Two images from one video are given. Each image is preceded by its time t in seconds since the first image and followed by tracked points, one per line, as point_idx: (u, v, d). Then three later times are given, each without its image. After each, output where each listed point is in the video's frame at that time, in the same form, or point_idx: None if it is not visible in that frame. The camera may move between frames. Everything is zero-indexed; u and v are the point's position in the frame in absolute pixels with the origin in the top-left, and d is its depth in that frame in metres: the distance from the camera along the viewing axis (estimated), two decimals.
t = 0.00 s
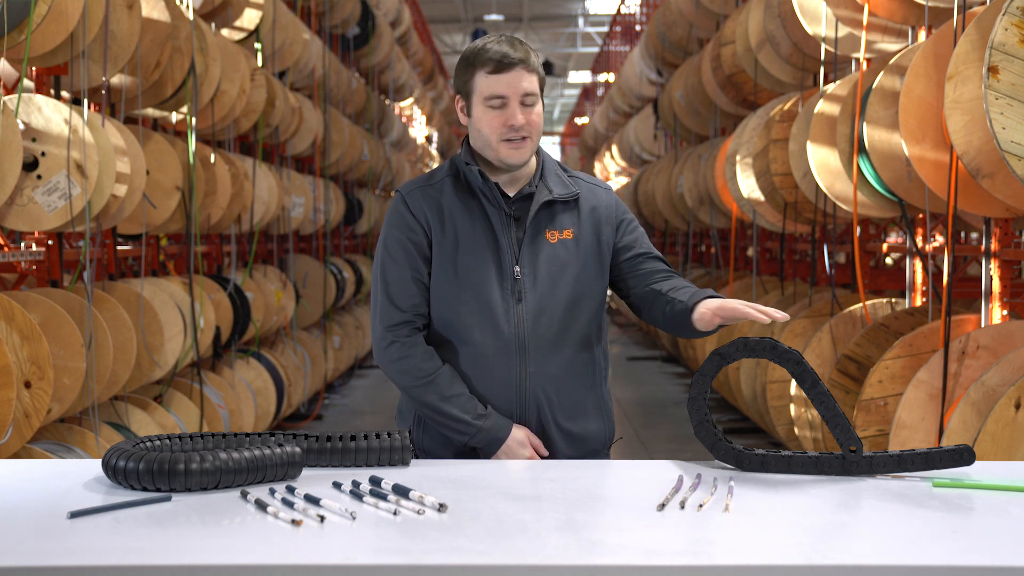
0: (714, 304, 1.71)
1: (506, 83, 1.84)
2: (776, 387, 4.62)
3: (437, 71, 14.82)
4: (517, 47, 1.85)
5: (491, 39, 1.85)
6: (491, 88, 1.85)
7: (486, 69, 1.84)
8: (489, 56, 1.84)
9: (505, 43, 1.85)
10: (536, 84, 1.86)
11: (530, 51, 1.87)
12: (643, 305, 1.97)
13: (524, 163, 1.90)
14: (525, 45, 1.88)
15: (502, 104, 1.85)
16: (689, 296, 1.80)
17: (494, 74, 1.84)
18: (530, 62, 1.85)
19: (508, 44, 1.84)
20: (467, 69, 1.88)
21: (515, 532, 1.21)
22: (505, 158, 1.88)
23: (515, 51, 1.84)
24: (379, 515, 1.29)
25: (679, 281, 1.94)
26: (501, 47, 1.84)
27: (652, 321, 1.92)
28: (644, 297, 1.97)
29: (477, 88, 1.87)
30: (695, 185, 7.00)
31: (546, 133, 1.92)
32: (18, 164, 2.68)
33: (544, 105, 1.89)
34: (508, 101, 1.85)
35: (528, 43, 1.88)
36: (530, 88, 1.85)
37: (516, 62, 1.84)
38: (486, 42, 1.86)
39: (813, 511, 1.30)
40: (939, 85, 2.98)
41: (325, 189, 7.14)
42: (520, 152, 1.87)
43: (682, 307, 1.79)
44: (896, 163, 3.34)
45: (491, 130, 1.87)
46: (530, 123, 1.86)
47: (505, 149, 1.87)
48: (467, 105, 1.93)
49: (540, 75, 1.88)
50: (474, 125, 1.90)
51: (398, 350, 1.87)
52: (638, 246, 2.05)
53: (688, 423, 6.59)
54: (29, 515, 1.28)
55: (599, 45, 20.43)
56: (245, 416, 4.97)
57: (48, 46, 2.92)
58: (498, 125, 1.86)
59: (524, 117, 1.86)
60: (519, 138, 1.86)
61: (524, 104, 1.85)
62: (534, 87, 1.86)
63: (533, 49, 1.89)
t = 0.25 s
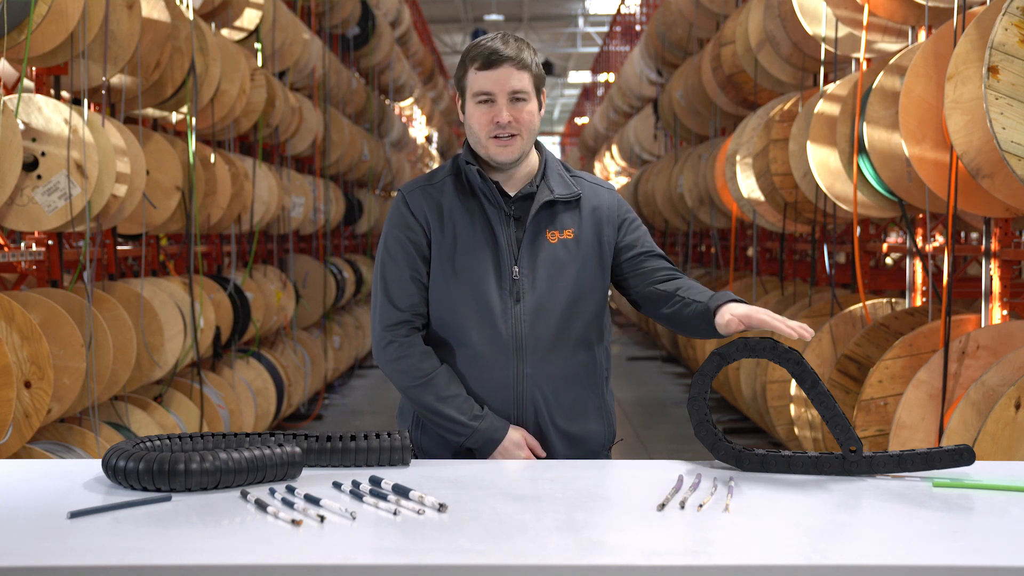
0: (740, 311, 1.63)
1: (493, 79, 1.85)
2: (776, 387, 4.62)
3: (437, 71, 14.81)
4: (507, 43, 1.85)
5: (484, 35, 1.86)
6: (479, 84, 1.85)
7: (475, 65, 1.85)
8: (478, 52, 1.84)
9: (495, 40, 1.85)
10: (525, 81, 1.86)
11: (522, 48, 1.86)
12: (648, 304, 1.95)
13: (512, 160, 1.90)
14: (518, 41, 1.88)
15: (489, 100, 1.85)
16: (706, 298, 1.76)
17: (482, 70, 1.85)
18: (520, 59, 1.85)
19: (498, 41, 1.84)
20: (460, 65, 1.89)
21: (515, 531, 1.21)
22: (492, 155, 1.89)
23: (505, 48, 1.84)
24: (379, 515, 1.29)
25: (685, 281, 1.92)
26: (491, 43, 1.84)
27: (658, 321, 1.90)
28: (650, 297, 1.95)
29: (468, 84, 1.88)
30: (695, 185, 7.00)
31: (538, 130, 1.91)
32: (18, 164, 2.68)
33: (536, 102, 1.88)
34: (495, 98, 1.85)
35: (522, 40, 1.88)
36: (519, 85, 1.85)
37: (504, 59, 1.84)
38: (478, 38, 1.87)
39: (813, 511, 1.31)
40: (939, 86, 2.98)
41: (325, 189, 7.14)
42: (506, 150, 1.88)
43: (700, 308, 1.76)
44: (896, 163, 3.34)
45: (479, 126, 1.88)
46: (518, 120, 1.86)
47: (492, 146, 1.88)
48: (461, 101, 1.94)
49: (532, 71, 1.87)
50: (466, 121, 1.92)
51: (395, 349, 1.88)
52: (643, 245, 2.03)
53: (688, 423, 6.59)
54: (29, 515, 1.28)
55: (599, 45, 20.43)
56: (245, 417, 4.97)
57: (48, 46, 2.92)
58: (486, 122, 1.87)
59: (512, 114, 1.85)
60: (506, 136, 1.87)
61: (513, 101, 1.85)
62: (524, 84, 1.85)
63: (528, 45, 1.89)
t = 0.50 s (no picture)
0: (746, 321, 1.60)
1: (492, 77, 1.85)
2: (776, 387, 4.62)
3: (437, 71, 14.80)
4: (506, 42, 1.85)
5: (484, 34, 1.87)
6: (478, 83, 1.86)
7: (475, 64, 1.86)
8: (477, 50, 1.85)
9: (494, 38, 1.86)
10: (525, 79, 1.86)
11: (522, 46, 1.87)
12: (649, 307, 1.95)
13: (513, 159, 1.90)
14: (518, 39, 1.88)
15: (489, 99, 1.86)
16: (711, 302, 1.75)
17: (480, 68, 1.85)
18: (519, 56, 1.85)
19: (497, 39, 1.84)
20: (461, 65, 1.90)
21: (515, 532, 1.21)
22: (493, 154, 1.89)
23: (504, 46, 1.85)
24: (379, 515, 1.29)
25: (687, 285, 1.91)
26: (489, 41, 1.85)
27: (660, 324, 1.90)
28: (651, 300, 1.94)
29: (467, 83, 1.89)
30: (695, 185, 7.00)
31: (539, 128, 1.91)
32: (18, 164, 2.68)
33: (535, 100, 1.88)
34: (494, 96, 1.85)
35: (522, 38, 1.88)
36: (519, 83, 1.85)
37: (503, 57, 1.84)
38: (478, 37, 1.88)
39: (813, 511, 1.31)
40: (939, 86, 2.98)
41: (325, 189, 7.14)
42: (506, 148, 1.87)
43: (705, 312, 1.74)
44: (896, 163, 3.34)
45: (479, 125, 1.88)
46: (518, 118, 1.86)
47: (491, 144, 1.88)
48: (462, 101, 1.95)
49: (532, 69, 1.88)
50: (467, 121, 1.92)
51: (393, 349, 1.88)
52: (646, 246, 2.03)
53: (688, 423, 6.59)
54: (29, 515, 1.28)
55: (599, 45, 20.42)
56: (245, 417, 4.97)
57: (48, 46, 2.92)
58: (485, 120, 1.87)
59: (511, 112, 1.85)
60: (505, 134, 1.86)
61: (512, 99, 1.85)
62: (523, 82, 1.86)
63: (528, 44, 1.89)
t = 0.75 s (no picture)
0: (746, 323, 1.59)
1: (494, 80, 1.84)
2: (776, 387, 4.62)
3: (437, 71, 14.79)
4: (508, 43, 1.84)
5: (486, 35, 1.86)
6: (479, 85, 1.85)
7: (476, 65, 1.85)
8: (479, 51, 1.84)
9: (496, 39, 1.85)
10: (526, 81, 1.85)
11: (524, 47, 1.86)
12: (648, 310, 1.95)
13: (513, 160, 1.90)
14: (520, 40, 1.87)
15: (489, 101, 1.85)
16: (711, 304, 1.74)
17: (482, 70, 1.85)
18: (521, 58, 1.85)
19: (499, 40, 1.83)
20: (462, 64, 1.89)
21: (515, 532, 1.21)
22: (493, 155, 1.89)
23: (506, 47, 1.84)
24: (379, 515, 1.29)
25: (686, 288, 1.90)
26: (491, 43, 1.84)
27: (658, 327, 1.90)
28: (650, 303, 1.94)
29: (469, 84, 1.89)
30: (695, 185, 7.00)
31: (539, 130, 1.91)
32: (18, 164, 2.68)
33: (537, 102, 1.87)
34: (495, 98, 1.85)
35: (524, 39, 1.88)
36: (520, 85, 1.84)
37: (505, 59, 1.83)
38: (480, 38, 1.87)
39: (813, 511, 1.31)
40: (939, 86, 2.98)
41: (325, 189, 7.14)
42: (505, 150, 1.88)
43: (704, 314, 1.74)
44: (896, 163, 3.34)
45: (479, 126, 1.88)
46: (518, 120, 1.85)
47: (492, 146, 1.88)
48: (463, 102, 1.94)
49: (534, 71, 1.87)
50: (467, 121, 1.92)
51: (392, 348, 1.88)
52: (647, 249, 2.03)
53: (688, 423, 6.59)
54: (29, 515, 1.28)
55: (599, 45, 20.42)
56: (245, 416, 4.97)
57: (48, 46, 2.92)
58: (486, 122, 1.87)
59: (512, 114, 1.85)
60: (505, 136, 1.86)
61: (513, 101, 1.85)
62: (524, 85, 1.85)
63: (530, 45, 1.88)
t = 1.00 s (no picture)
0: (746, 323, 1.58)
1: (493, 82, 1.84)
2: (776, 387, 4.61)
3: (437, 71, 14.79)
4: (508, 44, 1.84)
5: (486, 36, 1.86)
6: (479, 86, 1.85)
7: (475, 66, 1.85)
8: (479, 53, 1.84)
9: (496, 40, 1.85)
10: (526, 82, 1.85)
11: (524, 48, 1.86)
12: (648, 310, 1.95)
13: (512, 162, 1.90)
14: (520, 41, 1.87)
15: (489, 103, 1.85)
16: (711, 305, 1.74)
17: (481, 71, 1.85)
18: (520, 59, 1.85)
19: (499, 41, 1.83)
20: (462, 66, 1.89)
21: (515, 531, 1.21)
22: (492, 157, 1.89)
23: (506, 48, 1.84)
24: (379, 515, 1.29)
25: (686, 289, 1.90)
26: (491, 45, 1.84)
27: (658, 327, 1.90)
28: (649, 303, 1.94)
29: (468, 86, 1.88)
30: (695, 185, 7.00)
31: (539, 131, 1.91)
32: (18, 164, 2.68)
33: (537, 104, 1.87)
34: (494, 100, 1.85)
35: (523, 39, 1.87)
36: (519, 87, 1.84)
37: (505, 61, 1.83)
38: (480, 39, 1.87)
39: (813, 511, 1.31)
40: (939, 86, 2.98)
41: (325, 189, 7.13)
42: (505, 152, 1.88)
43: (703, 315, 1.73)
44: (896, 163, 3.34)
45: (479, 128, 1.88)
46: (518, 122, 1.85)
47: (491, 148, 1.88)
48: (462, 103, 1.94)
49: (534, 72, 1.87)
50: (467, 122, 1.92)
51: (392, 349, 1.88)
52: (647, 250, 2.03)
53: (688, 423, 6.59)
54: (29, 515, 1.28)
55: (599, 45, 20.41)
56: (245, 416, 4.97)
57: (48, 46, 2.92)
58: (486, 123, 1.87)
59: (512, 116, 1.85)
60: (505, 138, 1.86)
61: (513, 103, 1.85)
62: (524, 86, 1.85)
63: (530, 46, 1.88)
